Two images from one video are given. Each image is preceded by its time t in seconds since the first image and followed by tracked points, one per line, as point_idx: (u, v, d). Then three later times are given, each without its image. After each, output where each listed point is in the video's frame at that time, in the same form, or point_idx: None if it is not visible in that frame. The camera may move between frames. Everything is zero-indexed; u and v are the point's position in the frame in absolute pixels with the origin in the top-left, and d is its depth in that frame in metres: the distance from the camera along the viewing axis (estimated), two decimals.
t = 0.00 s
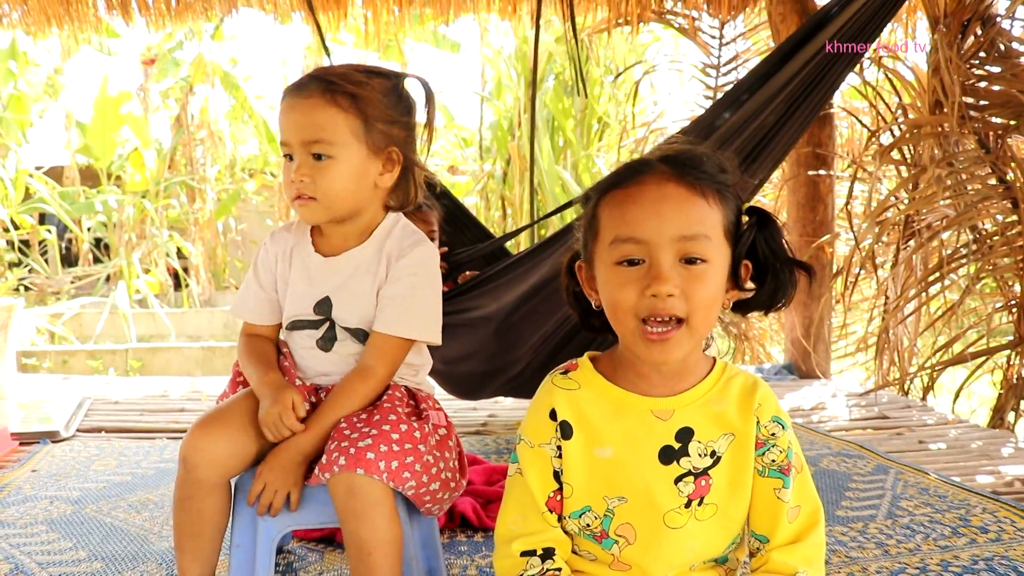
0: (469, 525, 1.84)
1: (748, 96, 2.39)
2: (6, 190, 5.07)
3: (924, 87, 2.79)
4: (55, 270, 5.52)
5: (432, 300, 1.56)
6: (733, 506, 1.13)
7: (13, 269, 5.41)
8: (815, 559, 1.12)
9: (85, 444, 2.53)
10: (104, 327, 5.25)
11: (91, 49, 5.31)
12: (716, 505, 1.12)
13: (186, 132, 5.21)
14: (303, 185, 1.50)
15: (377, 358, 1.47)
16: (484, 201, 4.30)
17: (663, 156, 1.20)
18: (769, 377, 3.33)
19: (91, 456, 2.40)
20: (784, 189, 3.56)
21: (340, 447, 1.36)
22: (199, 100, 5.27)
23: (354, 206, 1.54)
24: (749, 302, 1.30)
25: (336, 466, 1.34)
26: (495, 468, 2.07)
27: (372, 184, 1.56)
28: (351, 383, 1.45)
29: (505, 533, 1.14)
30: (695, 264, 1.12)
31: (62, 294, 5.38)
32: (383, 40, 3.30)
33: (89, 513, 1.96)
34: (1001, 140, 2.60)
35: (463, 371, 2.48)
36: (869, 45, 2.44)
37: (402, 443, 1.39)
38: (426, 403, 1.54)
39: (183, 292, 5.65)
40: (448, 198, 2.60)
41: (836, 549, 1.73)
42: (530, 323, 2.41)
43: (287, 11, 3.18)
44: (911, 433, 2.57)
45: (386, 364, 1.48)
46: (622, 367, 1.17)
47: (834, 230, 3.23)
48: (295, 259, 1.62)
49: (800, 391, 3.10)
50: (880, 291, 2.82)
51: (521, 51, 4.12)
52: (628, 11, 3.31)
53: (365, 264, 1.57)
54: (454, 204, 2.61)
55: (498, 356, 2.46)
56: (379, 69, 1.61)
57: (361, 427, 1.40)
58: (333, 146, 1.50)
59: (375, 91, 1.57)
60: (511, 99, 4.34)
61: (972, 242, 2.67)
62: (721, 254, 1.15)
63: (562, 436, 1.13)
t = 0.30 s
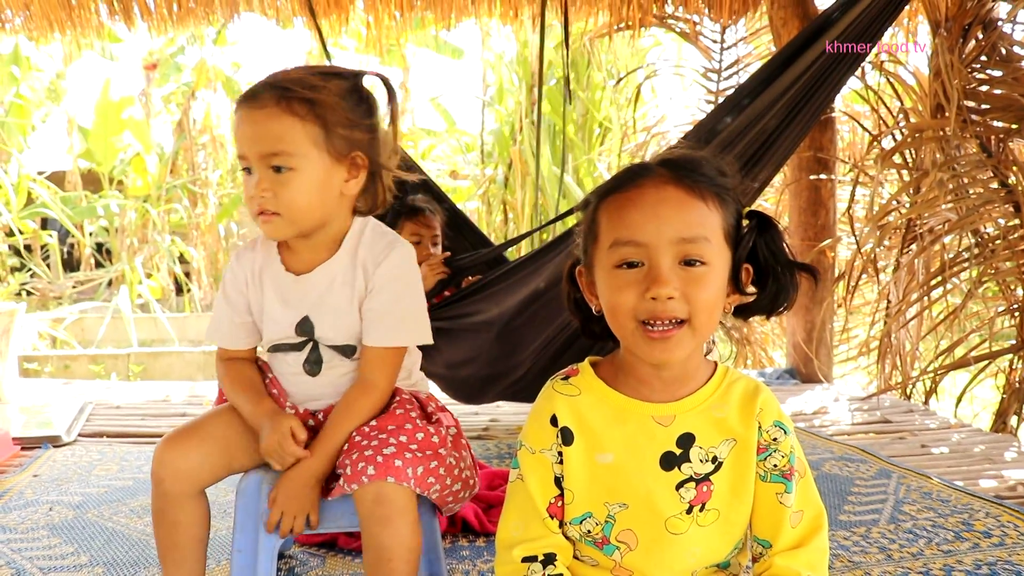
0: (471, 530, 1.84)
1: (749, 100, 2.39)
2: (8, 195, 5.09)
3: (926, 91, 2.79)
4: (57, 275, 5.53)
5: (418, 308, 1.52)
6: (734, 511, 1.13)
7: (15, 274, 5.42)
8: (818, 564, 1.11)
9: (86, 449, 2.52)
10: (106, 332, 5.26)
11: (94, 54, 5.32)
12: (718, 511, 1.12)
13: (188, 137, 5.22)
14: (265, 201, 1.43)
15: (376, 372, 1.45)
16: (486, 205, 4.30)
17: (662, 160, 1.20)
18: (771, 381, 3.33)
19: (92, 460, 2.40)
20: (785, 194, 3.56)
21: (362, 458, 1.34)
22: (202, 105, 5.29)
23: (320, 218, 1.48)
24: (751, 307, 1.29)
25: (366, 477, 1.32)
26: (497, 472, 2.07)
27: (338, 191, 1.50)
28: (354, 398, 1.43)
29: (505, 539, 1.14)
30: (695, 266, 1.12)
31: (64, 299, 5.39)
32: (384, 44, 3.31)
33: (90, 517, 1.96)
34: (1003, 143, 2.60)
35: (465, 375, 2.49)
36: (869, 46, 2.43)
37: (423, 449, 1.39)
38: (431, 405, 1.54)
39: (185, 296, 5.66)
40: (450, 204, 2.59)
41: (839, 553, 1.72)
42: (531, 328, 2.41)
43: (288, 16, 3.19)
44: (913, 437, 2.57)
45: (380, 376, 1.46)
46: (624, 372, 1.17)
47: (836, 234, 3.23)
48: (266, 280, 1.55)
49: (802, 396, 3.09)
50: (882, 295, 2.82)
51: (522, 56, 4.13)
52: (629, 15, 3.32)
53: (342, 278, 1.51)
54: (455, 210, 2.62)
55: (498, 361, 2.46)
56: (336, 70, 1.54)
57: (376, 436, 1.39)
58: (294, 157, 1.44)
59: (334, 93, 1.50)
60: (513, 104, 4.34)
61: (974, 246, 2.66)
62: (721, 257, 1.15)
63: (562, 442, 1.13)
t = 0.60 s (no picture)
0: (472, 533, 1.84)
1: (748, 103, 2.39)
2: (9, 198, 5.08)
3: (928, 94, 2.79)
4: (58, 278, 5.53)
5: (330, 301, 1.34)
6: (735, 510, 1.12)
7: (16, 277, 5.42)
8: (819, 564, 1.11)
9: (87, 452, 2.52)
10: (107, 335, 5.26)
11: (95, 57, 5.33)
12: (718, 509, 1.12)
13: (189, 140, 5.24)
14: (136, 170, 1.28)
15: (297, 383, 1.31)
16: (488, 208, 4.31)
17: (658, 161, 1.20)
18: (773, 385, 3.32)
19: (93, 464, 2.40)
20: (787, 197, 3.56)
21: (308, 504, 1.25)
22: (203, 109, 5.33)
23: (199, 193, 1.32)
24: (749, 308, 1.29)
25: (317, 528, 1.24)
26: (498, 475, 2.07)
27: (218, 163, 1.33)
28: (285, 417, 1.31)
29: (506, 540, 1.14)
30: (691, 264, 1.12)
31: (65, 302, 5.39)
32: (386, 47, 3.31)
33: (91, 520, 1.95)
34: (1005, 146, 2.60)
35: (463, 374, 2.52)
36: (869, 46, 2.42)
37: (369, 473, 1.29)
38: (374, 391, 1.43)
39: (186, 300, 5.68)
40: (440, 200, 2.68)
41: (840, 556, 1.72)
42: (528, 330, 2.41)
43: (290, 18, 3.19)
44: (915, 440, 2.56)
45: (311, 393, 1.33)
46: (622, 372, 1.17)
47: (838, 237, 3.23)
48: (165, 277, 1.41)
49: (804, 399, 3.09)
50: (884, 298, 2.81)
51: (524, 59, 4.13)
52: (631, 18, 3.32)
53: (239, 272, 1.34)
54: (447, 208, 2.69)
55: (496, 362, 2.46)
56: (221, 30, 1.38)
57: (319, 470, 1.28)
58: (164, 123, 1.28)
59: (215, 55, 1.35)
60: (515, 106, 4.35)
61: (976, 249, 2.65)
62: (717, 256, 1.15)
63: (562, 441, 1.13)
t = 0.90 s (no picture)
0: (473, 535, 1.83)
1: (748, 104, 2.39)
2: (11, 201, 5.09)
3: (928, 95, 2.79)
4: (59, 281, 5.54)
5: (183, 149, 1.09)
6: (736, 511, 1.12)
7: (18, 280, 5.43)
8: (820, 564, 1.11)
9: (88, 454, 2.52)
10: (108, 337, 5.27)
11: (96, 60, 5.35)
12: (719, 510, 1.11)
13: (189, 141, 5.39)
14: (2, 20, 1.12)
15: (190, 217, 1.08)
16: (488, 210, 4.33)
17: (657, 162, 1.20)
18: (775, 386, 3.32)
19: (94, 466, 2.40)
20: (787, 198, 3.56)
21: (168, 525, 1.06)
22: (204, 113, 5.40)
23: (58, 52, 1.13)
24: (749, 308, 1.29)
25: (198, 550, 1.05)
26: (499, 477, 2.06)
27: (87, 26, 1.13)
28: (204, 282, 1.03)
29: (507, 541, 1.13)
30: (690, 268, 1.11)
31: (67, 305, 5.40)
32: (387, 49, 3.32)
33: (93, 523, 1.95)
34: (1006, 147, 2.59)
35: (459, 377, 2.50)
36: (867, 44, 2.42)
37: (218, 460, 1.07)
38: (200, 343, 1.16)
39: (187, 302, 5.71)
40: (432, 201, 2.72)
41: (843, 557, 1.72)
42: (527, 331, 2.39)
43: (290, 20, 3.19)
44: (917, 442, 2.55)
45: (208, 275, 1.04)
46: (622, 374, 1.17)
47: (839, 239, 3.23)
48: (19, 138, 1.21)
49: (806, 400, 3.09)
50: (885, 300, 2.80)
51: (524, 61, 4.14)
52: (631, 20, 3.33)
53: (91, 114, 1.12)
54: (442, 209, 2.72)
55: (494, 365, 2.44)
56: None
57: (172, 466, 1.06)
58: None
59: None
60: (516, 109, 4.35)
61: (977, 250, 2.66)
62: (716, 259, 1.15)
63: (563, 442, 1.12)
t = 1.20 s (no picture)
0: (475, 537, 1.83)
1: (751, 105, 2.39)
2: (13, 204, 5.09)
3: (929, 97, 2.79)
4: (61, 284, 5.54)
5: (25, 146, 0.97)
6: (736, 515, 1.13)
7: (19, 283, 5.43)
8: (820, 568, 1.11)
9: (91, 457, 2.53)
10: (110, 340, 5.28)
11: (98, 63, 5.36)
12: (719, 513, 1.12)
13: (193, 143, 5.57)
14: None
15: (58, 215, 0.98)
16: (490, 213, 4.35)
17: (658, 167, 1.20)
18: (776, 388, 3.32)
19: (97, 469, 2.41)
20: (789, 199, 3.57)
21: None
22: (206, 116, 5.57)
23: None
24: (752, 309, 1.29)
25: None
26: (500, 479, 2.06)
27: None
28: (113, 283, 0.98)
29: (509, 542, 1.14)
30: (691, 272, 1.12)
31: (68, 308, 5.41)
32: (389, 52, 3.33)
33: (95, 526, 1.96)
34: (1006, 148, 2.59)
35: (464, 381, 2.51)
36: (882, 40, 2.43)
37: None
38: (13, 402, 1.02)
39: (189, 304, 5.73)
40: (435, 203, 2.73)
41: (844, 559, 1.72)
42: (530, 334, 2.37)
43: (292, 24, 3.20)
44: (918, 443, 2.56)
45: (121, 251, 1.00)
46: (624, 377, 1.17)
47: (840, 240, 3.23)
48: None
49: (807, 401, 3.09)
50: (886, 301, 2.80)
51: (525, 63, 4.14)
52: (632, 22, 3.34)
53: None
54: (445, 211, 2.72)
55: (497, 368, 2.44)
56: None
57: None
58: None
59: None
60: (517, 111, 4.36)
61: (978, 251, 2.66)
62: (717, 263, 1.15)
63: (564, 445, 1.13)
